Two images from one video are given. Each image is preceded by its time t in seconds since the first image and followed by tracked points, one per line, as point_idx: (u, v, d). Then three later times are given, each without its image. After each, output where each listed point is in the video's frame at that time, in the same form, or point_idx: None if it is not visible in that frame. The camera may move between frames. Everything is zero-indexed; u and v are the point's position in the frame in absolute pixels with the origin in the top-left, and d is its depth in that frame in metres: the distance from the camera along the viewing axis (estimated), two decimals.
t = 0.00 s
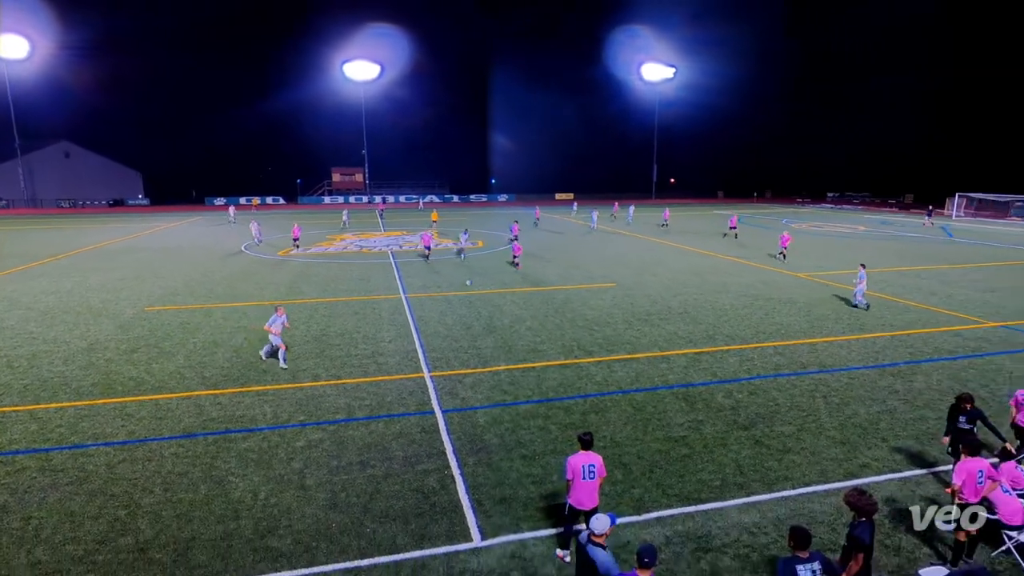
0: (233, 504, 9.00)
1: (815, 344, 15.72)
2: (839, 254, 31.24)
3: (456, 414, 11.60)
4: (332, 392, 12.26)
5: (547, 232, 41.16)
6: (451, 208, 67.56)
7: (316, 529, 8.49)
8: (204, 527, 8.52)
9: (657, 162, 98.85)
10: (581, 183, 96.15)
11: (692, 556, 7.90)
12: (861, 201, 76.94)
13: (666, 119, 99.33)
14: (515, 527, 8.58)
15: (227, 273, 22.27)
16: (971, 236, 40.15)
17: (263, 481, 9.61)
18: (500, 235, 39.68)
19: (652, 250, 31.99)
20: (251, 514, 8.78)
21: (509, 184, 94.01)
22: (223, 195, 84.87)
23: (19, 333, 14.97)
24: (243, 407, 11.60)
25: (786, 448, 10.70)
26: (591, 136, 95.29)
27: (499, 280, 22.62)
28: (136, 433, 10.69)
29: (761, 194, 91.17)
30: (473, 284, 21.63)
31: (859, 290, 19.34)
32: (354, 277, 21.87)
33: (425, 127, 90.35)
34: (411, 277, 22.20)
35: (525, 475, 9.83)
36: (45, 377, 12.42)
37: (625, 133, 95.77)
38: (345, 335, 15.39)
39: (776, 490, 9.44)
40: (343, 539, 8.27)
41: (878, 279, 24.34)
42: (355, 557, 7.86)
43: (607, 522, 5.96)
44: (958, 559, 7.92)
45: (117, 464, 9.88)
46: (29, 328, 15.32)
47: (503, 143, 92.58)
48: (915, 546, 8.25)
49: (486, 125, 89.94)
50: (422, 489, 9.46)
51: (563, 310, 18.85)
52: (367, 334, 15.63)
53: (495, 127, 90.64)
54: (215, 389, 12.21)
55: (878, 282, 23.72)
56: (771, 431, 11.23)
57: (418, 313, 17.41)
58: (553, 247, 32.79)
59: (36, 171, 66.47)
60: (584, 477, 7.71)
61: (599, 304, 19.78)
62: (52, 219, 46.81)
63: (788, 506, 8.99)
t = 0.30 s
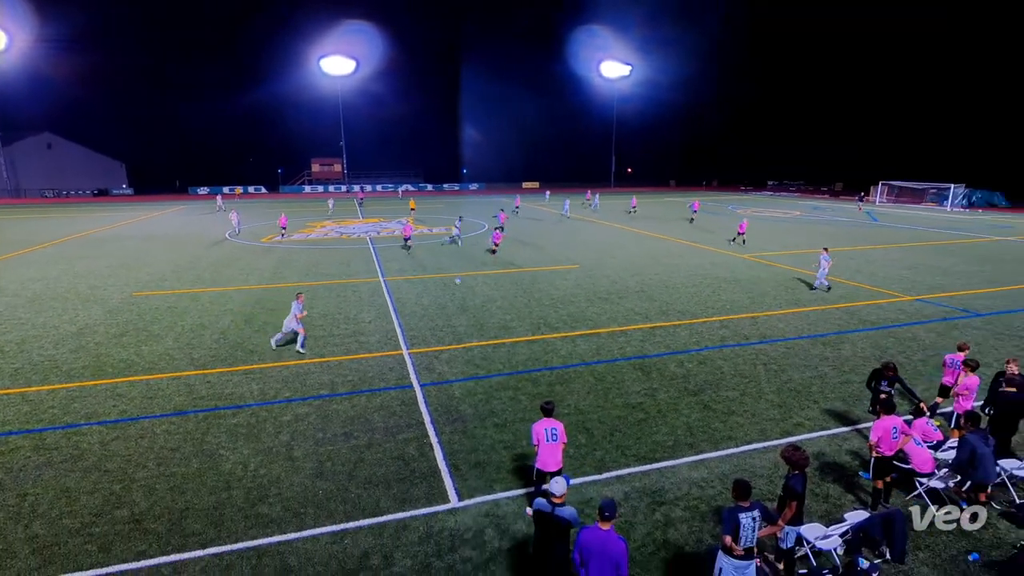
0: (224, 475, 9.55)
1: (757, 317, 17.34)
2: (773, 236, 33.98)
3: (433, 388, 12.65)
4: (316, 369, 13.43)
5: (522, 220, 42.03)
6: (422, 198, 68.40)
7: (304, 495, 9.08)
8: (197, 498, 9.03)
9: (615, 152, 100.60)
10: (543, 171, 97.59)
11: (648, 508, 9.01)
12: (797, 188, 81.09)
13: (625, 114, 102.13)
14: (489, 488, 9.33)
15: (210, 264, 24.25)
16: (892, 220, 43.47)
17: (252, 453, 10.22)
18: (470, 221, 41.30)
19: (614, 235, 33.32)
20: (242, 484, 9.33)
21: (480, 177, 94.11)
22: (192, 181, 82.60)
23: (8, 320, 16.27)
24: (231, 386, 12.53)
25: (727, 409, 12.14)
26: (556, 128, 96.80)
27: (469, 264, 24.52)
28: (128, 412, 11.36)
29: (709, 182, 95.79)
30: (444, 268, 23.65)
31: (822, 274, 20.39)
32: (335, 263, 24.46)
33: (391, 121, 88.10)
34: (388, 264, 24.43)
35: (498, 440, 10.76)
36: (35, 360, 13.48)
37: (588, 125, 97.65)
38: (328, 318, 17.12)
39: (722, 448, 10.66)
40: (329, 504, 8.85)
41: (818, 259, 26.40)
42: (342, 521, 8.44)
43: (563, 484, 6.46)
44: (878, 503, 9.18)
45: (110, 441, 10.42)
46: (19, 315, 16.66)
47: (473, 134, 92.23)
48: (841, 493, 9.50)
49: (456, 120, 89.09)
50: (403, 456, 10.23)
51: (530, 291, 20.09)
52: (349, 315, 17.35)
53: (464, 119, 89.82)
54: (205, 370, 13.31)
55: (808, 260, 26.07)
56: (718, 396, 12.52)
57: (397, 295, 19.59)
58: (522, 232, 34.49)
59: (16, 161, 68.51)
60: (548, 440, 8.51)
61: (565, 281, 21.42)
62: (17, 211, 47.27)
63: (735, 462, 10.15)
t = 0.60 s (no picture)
0: (186, 484, 9.28)
1: (719, 312, 17.82)
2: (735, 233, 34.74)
3: (402, 389, 12.62)
4: (282, 373, 13.25)
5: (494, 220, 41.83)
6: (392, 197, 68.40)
7: (271, 502, 8.91)
8: (158, 508, 8.75)
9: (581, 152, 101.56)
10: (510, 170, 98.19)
11: (617, 501, 9.20)
12: (755, 187, 83.58)
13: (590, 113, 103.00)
14: (460, 488, 9.33)
15: (169, 266, 23.61)
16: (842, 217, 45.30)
17: (216, 460, 9.97)
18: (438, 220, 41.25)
19: (582, 234, 33.52)
20: (206, 493, 9.08)
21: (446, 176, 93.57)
22: (156, 184, 80.04)
23: None
24: (193, 392, 12.23)
25: (693, 401, 12.46)
26: (520, 127, 96.98)
27: (439, 263, 24.43)
28: (83, 421, 10.94)
29: (672, 181, 97.67)
30: (412, 267, 23.57)
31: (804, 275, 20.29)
32: (301, 263, 24.16)
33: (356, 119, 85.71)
34: (356, 264, 24.22)
35: (468, 440, 10.77)
36: None
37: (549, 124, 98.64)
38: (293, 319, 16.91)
39: (688, 440, 10.94)
40: (297, 510, 8.72)
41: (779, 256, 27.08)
42: (311, 526, 8.32)
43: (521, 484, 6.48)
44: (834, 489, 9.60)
45: (62, 453, 10.00)
46: None
47: (439, 134, 91.55)
48: (800, 480, 9.88)
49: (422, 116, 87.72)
50: (373, 459, 10.12)
51: (499, 290, 20.16)
52: (316, 316, 17.17)
53: (429, 117, 88.87)
54: (165, 375, 12.94)
55: (768, 257, 26.75)
56: (683, 390, 12.84)
57: (364, 296, 19.40)
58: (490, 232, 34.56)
59: None
60: (512, 439, 8.51)
61: (535, 279, 21.64)
62: None
63: (701, 455, 10.42)
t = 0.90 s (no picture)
0: (139, 498, 8.90)
1: (679, 308, 18.25)
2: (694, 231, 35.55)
3: (366, 392, 12.45)
4: (240, 380, 12.85)
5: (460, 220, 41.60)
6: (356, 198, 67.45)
7: (230, 513, 8.63)
8: (108, 525, 8.34)
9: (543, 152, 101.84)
10: (472, 170, 97.44)
11: (584, 498, 9.29)
12: (712, 186, 85.66)
13: (552, 113, 103.51)
14: (427, 491, 9.25)
15: (116, 270, 22.56)
16: (793, 215, 46.97)
17: (170, 473, 9.59)
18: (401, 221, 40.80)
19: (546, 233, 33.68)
20: (160, 507, 8.72)
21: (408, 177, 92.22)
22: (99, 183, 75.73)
23: None
24: (145, 402, 11.74)
25: (656, 396, 12.70)
26: (482, 126, 96.43)
27: (403, 265, 24.15)
28: (24, 436, 10.35)
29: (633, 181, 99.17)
30: (375, 269, 23.26)
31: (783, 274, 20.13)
32: (258, 266, 23.53)
33: (315, 119, 83.70)
34: (316, 266, 23.74)
35: (434, 442, 10.68)
36: None
37: (510, 124, 98.56)
38: (251, 324, 16.44)
39: (652, 435, 11.14)
40: (259, 520, 8.47)
41: (737, 253, 27.83)
42: (273, 536, 8.09)
43: (475, 486, 6.24)
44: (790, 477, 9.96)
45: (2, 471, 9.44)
46: None
47: (400, 134, 89.55)
48: (759, 470, 10.21)
49: (382, 114, 86.33)
50: (338, 464, 9.92)
51: (464, 290, 20.12)
52: (275, 321, 16.74)
53: (390, 116, 87.16)
54: (114, 385, 12.37)
55: (726, 254, 27.44)
56: (646, 385, 13.09)
57: (325, 298, 19.03)
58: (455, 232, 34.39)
59: None
60: (475, 439, 8.49)
61: (499, 279, 21.67)
62: None
63: (664, 449, 10.63)
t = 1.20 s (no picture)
0: (85, 517, 8.44)
1: (639, 305, 18.62)
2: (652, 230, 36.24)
3: (328, 397, 12.22)
4: (193, 388, 12.38)
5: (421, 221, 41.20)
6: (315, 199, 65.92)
7: (185, 527, 8.29)
8: (51, 547, 7.87)
9: (505, 152, 101.54)
10: (433, 170, 96.48)
11: (550, 495, 9.37)
12: (670, 185, 87.38)
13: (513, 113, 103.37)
14: (391, 496, 9.13)
15: (55, 277, 21.35)
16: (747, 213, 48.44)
17: (119, 488, 9.15)
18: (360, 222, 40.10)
19: (508, 233, 33.67)
20: (108, 525, 8.30)
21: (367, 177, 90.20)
22: (34, 184, 71.47)
23: None
24: (91, 415, 11.18)
25: (620, 392, 12.88)
26: (444, 126, 95.18)
27: (364, 266, 23.75)
28: None
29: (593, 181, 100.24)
30: (335, 272, 22.80)
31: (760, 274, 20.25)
32: (211, 270, 22.73)
33: (270, 116, 81.01)
34: (272, 269, 23.11)
35: (398, 445, 10.55)
36: None
37: (470, 123, 97.93)
38: (204, 330, 15.86)
39: (616, 431, 11.32)
40: (216, 533, 8.17)
41: (694, 250, 28.52)
42: (230, 550, 7.81)
43: (435, 490, 6.20)
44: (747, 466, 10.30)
45: None
46: None
47: (359, 134, 87.14)
48: (717, 461, 10.52)
49: (339, 112, 84.41)
50: (299, 472, 9.68)
51: (426, 291, 19.97)
52: (229, 326, 16.20)
53: (347, 114, 85.00)
54: (54, 399, 11.71)
55: (683, 252, 28.09)
56: (609, 382, 13.28)
57: (282, 302, 18.53)
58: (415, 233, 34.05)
59: None
60: (436, 442, 8.41)
61: (460, 280, 21.58)
62: None
63: (627, 443, 10.81)
